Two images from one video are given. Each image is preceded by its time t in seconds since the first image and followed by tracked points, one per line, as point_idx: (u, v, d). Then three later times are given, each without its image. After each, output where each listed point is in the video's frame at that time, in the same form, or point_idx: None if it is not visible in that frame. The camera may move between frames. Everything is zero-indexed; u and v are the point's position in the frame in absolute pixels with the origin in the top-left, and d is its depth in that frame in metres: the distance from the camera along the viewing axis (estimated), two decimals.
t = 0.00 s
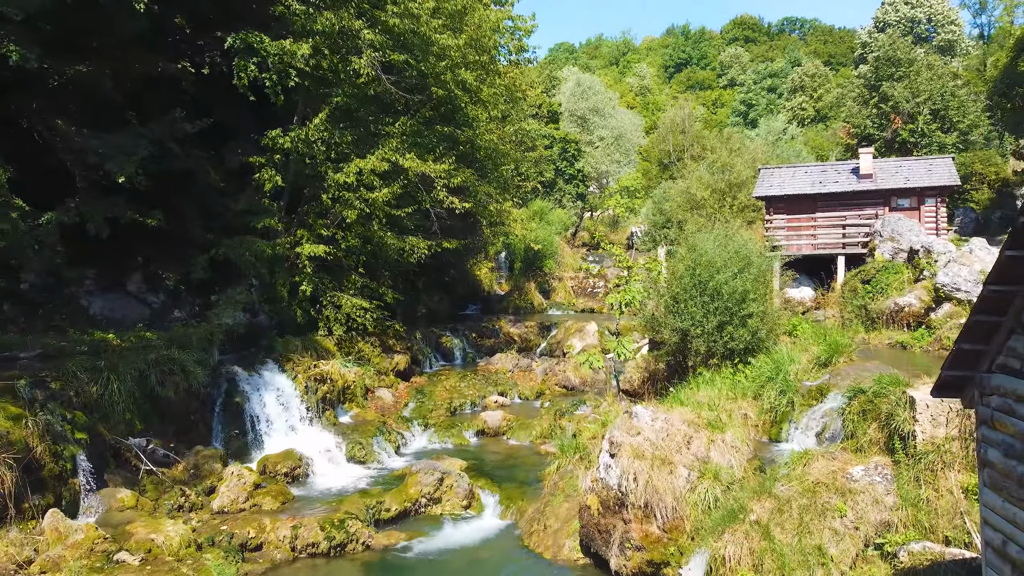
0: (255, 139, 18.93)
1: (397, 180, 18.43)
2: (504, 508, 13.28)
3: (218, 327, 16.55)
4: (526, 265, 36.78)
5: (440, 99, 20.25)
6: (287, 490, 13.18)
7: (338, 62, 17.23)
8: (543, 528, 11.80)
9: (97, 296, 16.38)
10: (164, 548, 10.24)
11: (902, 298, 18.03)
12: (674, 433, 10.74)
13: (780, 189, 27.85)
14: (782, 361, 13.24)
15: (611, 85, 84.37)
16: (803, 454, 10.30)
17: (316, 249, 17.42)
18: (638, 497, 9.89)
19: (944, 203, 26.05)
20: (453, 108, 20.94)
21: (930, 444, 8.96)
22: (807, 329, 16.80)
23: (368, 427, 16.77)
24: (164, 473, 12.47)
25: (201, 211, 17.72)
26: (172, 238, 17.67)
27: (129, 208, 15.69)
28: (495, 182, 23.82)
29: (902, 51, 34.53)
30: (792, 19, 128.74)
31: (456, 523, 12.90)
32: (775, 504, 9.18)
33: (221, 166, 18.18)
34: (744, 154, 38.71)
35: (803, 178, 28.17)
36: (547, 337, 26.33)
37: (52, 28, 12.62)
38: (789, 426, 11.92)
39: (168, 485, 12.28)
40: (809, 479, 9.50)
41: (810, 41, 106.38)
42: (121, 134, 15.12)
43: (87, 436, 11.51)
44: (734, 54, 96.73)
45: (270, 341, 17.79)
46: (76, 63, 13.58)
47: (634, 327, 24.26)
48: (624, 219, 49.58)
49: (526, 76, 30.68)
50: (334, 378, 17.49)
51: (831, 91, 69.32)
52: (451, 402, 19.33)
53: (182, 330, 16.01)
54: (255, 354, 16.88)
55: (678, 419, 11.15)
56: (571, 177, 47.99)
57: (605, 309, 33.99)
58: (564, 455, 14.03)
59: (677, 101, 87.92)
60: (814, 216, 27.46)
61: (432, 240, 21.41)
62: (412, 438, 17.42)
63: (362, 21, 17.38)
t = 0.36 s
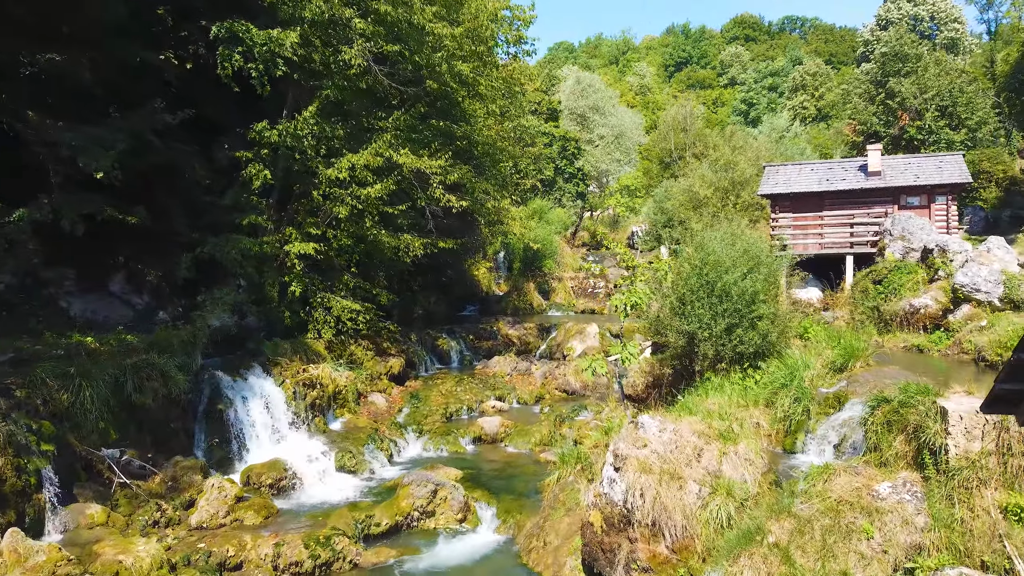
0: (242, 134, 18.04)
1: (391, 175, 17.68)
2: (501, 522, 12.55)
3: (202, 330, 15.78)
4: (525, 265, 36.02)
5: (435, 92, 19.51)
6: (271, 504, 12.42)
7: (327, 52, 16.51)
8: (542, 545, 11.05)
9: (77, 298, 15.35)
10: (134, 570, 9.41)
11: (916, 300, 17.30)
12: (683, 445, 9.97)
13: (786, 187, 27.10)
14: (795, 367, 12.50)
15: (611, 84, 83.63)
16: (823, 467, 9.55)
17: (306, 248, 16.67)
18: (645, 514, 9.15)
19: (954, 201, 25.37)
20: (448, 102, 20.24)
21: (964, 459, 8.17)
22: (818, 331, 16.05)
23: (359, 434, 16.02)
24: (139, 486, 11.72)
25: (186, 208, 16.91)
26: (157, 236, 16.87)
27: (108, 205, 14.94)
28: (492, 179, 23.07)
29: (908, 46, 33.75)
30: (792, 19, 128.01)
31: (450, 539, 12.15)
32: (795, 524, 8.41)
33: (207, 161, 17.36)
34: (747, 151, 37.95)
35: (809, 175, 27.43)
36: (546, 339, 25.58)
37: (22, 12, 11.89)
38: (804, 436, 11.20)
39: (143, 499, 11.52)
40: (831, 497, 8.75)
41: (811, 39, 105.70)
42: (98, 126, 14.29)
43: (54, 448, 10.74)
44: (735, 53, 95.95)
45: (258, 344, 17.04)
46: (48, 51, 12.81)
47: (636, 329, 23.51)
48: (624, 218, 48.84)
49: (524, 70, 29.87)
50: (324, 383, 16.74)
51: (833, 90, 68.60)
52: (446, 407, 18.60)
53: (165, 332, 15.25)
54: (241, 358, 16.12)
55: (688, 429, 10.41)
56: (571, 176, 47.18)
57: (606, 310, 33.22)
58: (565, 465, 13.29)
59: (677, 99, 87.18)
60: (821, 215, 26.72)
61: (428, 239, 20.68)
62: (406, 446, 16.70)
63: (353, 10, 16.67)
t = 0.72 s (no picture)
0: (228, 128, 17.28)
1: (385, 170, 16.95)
2: (498, 538, 11.83)
3: (185, 333, 15.06)
4: (523, 265, 35.32)
5: (430, 85, 18.79)
6: (253, 518, 11.70)
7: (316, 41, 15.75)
8: (540, 564, 10.32)
9: (55, 299, 14.97)
10: None
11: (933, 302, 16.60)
12: (693, 458, 9.25)
13: (791, 185, 26.41)
14: (810, 372, 11.77)
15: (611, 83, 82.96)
16: (845, 483, 8.81)
17: (294, 247, 15.94)
18: (652, 535, 8.43)
19: (965, 199, 24.69)
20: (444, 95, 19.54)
21: (1002, 477, 7.33)
22: (831, 335, 15.33)
23: (349, 441, 15.30)
24: (111, 500, 11.00)
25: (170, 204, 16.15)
26: (139, 234, 16.14)
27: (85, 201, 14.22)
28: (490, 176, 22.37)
29: (916, 41, 33.06)
30: (792, 18, 127.32)
31: (444, 555, 11.41)
32: (816, 548, 7.66)
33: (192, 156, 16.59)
34: (751, 149, 37.28)
35: (816, 173, 26.73)
36: (546, 341, 24.88)
37: None
38: (821, 447, 10.50)
39: (114, 515, 10.79)
40: (855, 517, 8.01)
41: (811, 38, 105.00)
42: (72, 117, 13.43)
43: (17, 461, 9.99)
44: (736, 52, 95.28)
45: (244, 347, 16.32)
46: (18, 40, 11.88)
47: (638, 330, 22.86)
48: (624, 218, 48.16)
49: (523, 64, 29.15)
50: (313, 388, 16.02)
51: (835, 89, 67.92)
52: (442, 413, 17.88)
53: (145, 335, 14.52)
54: (226, 362, 15.40)
55: (698, 441, 9.69)
56: (571, 175, 46.50)
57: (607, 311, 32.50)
58: (565, 476, 12.58)
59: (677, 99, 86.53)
60: (827, 214, 26.03)
61: (423, 238, 19.97)
62: (399, 454, 16.01)
63: None
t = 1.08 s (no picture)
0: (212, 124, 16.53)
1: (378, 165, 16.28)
2: (493, 554, 11.17)
3: (167, 336, 14.38)
4: (522, 265, 34.68)
5: (426, 78, 18.12)
6: (234, 533, 11.04)
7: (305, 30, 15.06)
8: None
9: (35, 300, 14.40)
10: None
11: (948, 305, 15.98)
12: (703, 472, 8.58)
13: (797, 183, 25.77)
14: (825, 376, 11.13)
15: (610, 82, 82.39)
16: (869, 500, 8.13)
17: (282, 246, 15.27)
18: (660, 557, 7.75)
19: (976, 197, 24.05)
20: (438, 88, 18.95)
21: None
22: (843, 337, 14.66)
23: (339, 449, 14.64)
24: (82, 515, 10.31)
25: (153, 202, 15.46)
26: (120, 233, 15.48)
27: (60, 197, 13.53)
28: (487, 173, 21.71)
29: (923, 37, 32.42)
30: (792, 18, 126.73)
31: (436, 572, 10.72)
32: (841, 574, 6.96)
33: (173, 150, 15.78)
34: (754, 147, 36.65)
35: (821, 171, 26.08)
36: (545, 343, 24.23)
37: None
38: (838, 458, 9.85)
39: (84, 531, 10.12)
40: (882, 539, 7.32)
41: (812, 38, 104.44)
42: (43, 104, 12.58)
43: None
44: (736, 51, 94.67)
45: (230, 350, 15.64)
46: None
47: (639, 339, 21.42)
48: (625, 217, 47.52)
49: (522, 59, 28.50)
50: (301, 394, 15.35)
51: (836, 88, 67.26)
52: (437, 418, 17.21)
53: (125, 338, 13.85)
54: (211, 366, 14.72)
55: (708, 453, 9.03)
56: (570, 174, 45.88)
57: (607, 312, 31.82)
58: (564, 487, 11.92)
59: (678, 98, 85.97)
60: (834, 212, 25.38)
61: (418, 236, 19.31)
62: (392, 461, 15.34)
63: None
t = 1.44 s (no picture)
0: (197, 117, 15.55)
1: (370, 160, 15.62)
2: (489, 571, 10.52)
3: (149, 338, 13.74)
4: (521, 265, 34.03)
5: (421, 70, 17.47)
6: (213, 549, 10.35)
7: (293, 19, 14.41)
8: None
9: (12, 301, 12.75)
10: None
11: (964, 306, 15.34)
12: (715, 488, 7.94)
13: (802, 180, 25.14)
14: (841, 382, 10.48)
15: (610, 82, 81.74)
16: (897, 521, 7.47)
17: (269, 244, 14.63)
18: None
19: (987, 195, 23.42)
20: (433, 81, 18.31)
21: None
22: (856, 340, 14.02)
23: (329, 457, 13.99)
24: (50, 531, 9.62)
25: (135, 198, 14.75)
26: (104, 231, 14.34)
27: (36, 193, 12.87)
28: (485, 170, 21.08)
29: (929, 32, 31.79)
30: (793, 17, 126.09)
31: None
32: None
33: (153, 146, 14.82)
34: (757, 144, 36.02)
35: (828, 168, 25.42)
36: (544, 344, 23.59)
37: None
38: (859, 471, 9.22)
39: (52, 550, 9.45)
40: (913, 565, 6.67)
41: (813, 37, 103.80)
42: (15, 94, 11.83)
43: None
44: (736, 50, 94.06)
45: (216, 353, 14.98)
46: None
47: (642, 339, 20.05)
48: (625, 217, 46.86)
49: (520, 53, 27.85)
50: (290, 399, 14.70)
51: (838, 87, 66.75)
52: (432, 424, 16.56)
53: (104, 340, 13.20)
54: (195, 369, 14.08)
55: (720, 466, 8.38)
56: (570, 173, 45.24)
57: (608, 313, 31.14)
58: (564, 500, 11.28)
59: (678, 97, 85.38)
60: (840, 210, 24.73)
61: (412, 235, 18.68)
62: (385, 470, 14.66)
63: None
